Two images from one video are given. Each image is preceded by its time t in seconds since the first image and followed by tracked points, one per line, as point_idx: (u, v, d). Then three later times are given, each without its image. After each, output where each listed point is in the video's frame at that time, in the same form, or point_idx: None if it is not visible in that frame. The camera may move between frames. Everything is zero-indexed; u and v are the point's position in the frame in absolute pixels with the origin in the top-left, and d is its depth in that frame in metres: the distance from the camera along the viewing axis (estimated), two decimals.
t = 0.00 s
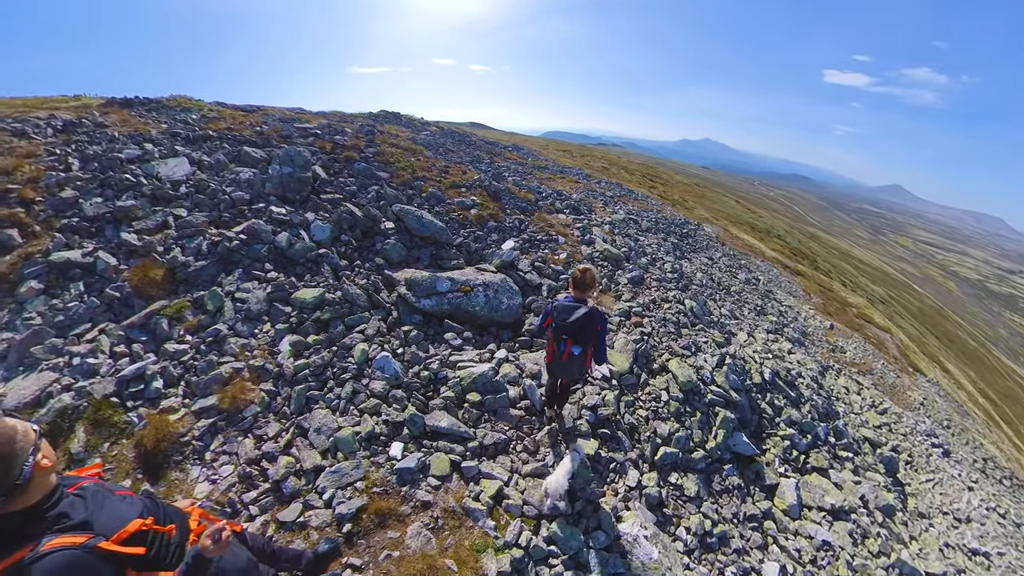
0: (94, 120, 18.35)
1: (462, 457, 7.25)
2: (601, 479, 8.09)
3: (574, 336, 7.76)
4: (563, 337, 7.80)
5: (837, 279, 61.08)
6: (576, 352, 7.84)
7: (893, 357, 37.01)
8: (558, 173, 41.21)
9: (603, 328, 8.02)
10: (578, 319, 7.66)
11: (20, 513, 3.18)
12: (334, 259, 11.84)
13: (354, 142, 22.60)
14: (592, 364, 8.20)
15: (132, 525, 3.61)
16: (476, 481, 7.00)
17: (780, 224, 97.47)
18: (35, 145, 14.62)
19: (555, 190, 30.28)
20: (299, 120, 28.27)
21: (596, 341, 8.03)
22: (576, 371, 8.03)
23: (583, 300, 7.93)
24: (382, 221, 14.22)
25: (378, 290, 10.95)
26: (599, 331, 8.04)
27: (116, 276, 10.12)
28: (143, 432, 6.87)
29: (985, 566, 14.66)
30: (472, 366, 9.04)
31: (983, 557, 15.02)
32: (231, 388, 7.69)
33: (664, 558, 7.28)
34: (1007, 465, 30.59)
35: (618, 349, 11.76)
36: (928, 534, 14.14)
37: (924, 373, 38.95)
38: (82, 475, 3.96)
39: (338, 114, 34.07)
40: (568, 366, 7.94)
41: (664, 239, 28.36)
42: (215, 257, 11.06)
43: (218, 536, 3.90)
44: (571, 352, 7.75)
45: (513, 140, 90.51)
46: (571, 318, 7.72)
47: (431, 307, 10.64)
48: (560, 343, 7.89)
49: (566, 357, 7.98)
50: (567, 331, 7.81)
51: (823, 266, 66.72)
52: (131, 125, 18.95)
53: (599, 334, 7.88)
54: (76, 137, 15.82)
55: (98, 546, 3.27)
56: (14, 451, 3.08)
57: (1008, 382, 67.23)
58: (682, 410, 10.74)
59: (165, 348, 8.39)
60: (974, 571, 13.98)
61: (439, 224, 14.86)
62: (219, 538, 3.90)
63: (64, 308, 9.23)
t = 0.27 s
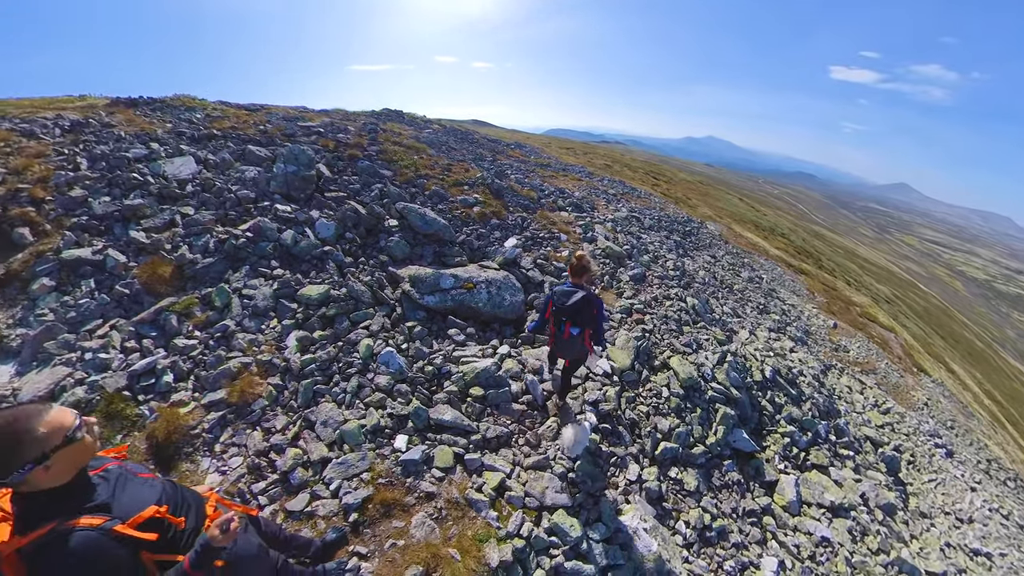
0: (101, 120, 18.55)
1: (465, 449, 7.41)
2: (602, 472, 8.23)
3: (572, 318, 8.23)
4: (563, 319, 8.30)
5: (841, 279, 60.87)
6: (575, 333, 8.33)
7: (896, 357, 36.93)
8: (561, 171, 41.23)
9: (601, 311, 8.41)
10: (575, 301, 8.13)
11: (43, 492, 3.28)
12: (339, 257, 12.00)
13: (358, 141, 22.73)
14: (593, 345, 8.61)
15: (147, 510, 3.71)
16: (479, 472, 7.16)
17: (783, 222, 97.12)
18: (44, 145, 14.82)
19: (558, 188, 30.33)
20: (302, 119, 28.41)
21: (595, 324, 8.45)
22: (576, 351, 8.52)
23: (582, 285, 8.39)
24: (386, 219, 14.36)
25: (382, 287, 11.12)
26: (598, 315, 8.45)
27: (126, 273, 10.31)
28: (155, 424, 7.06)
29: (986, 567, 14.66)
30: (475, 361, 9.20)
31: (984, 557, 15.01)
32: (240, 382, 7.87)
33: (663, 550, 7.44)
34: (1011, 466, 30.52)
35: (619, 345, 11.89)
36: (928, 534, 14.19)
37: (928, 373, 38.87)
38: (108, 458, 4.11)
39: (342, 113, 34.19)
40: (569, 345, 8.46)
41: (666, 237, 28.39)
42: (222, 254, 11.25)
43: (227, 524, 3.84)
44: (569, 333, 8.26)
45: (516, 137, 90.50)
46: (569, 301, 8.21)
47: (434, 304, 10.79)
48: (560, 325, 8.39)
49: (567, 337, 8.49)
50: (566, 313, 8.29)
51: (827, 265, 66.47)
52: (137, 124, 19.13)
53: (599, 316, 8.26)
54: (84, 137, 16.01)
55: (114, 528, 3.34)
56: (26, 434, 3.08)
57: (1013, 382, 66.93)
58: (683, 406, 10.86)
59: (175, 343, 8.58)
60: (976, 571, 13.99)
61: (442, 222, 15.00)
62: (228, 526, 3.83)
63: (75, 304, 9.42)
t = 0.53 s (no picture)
0: (116, 122, 19.06)
1: (474, 435, 7.91)
2: (602, 459, 8.70)
3: (563, 298, 8.87)
4: (554, 299, 8.95)
5: (843, 280, 61.04)
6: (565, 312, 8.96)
7: (896, 358, 37.19)
8: (564, 172, 41.65)
9: (590, 294, 9.06)
10: (567, 284, 8.77)
11: (123, 444, 3.76)
12: (350, 254, 12.49)
13: (365, 142, 23.20)
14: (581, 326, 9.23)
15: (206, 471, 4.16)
16: (488, 456, 7.66)
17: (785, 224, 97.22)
18: (64, 146, 15.33)
19: (561, 189, 30.76)
20: (310, 120, 28.89)
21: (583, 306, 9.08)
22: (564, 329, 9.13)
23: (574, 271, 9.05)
24: (395, 219, 14.83)
25: (393, 283, 11.60)
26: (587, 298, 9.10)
27: (149, 269, 10.81)
28: (185, 407, 7.57)
29: (984, 565, 14.69)
30: (483, 353, 9.68)
31: (981, 556, 15.10)
32: (262, 370, 8.36)
33: (659, 531, 7.89)
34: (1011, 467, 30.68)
35: (620, 341, 12.35)
36: (922, 529, 14.46)
37: (929, 375, 39.08)
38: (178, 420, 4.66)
39: (348, 115, 34.66)
40: (558, 324, 9.07)
41: (668, 238, 28.79)
42: (240, 251, 11.74)
43: (269, 495, 4.23)
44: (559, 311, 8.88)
45: (519, 138, 91.06)
46: (561, 283, 8.87)
47: (443, 300, 11.27)
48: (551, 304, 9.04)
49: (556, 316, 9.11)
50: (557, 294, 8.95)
51: (829, 266, 66.61)
52: (151, 126, 19.64)
53: (587, 298, 8.93)
54: (102, 138, 16.52)
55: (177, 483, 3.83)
56: (116, 399, 3.49)
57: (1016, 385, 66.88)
58: (681, 400, 11.32)
59: (198, 334, 9.06)
60: (972, 568, 14.10)
61: (449, 222, 15.47)
62: (270, 497, 4.24)
63: (102, 297, 9.90)
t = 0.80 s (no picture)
0: (131, 122, 19.58)
1: (481, 419, 8.40)
2: (602, 445, 9.12)
3: (558, 272, 9.97)
4: (551, 274, 10.10)
5: (846, 282, 61.13)
6: (559, 285, 10.00)
7: (897, 360, 37.35)
8: (567, 174, 42.06)
9: (584, 274, 10.03)
10: (562, 260, 9.90)
11: (185, 399, 4.38)
12: (361, 251, 12.96)
13: (371, 143, 23.69)
14: (574, 303, 10.18)
15: (248, 434, 4.72)
16: (493, 440, 8.13)
17: (788, 226, 97.19)
18: (83, 145, 15.85)
19: (563, 190, 31.17)
20: (317, 122, 29.42)
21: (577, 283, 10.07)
22: (557, 302, 10.14)
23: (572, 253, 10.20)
24: (403, 217, 15.30)
25: (403, 278, 12.07)
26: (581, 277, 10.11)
27: (168, 262, 11.28)
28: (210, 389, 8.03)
29: (980, 562, 14.54)
30: (489, 345, 10.14)
31: (979, 553, 14.97)
32: (280, 358, 8.80)
33: (656, 513, 8.28)
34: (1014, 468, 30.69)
35: (620, 336, 12.77)
36: (919, 526, 14.38)
37: (930, 377, 39.21)
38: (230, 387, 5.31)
39: (354, 116, 35.20)
40: (553, 296, 10.12)
41: (669, 238, 29.18)
42: (255, 247, 12.20)
43: (300, 463, 4.70)
44: (554, 283, 9.97)
45: (522, 141, 91.67)
46: (557, 261, 10.04)
47: (450, 294, 11.73)
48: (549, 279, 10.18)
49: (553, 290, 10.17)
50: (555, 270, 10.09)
51: (832, 269, 66.65)
52: (165, 127, 20.16)
53: (581, 275, 9.94)
54: (119, 138, 17.04)
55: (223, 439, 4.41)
56: (188, 358, 4.13)
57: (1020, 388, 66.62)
58: (679, 392, 11.72)
59: (218, 323, 9.51)
60: (970, 565, 13.93)
61: (454, 220, 15.93)
62: (301, 465, 4.70)
63: (125, 289, 10.37)
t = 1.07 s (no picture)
0: (143, 122, 19.97)
1: (484, 408, 8.69)
2: (603, 435, 9.36)
3: (558, 259, 10.34)
4: (552, 261, 10.44)
5: (851, 284, 60.87)
6: (558, 271, 10.34)
7: (902, 362, 37.25)
8: (570, 174, 42.23)
9: (583, 263, 10.42)
10: (563, 249, 10.29)
11: (213, 368, 4.95)
12: (367, 247, 13.25)
13: (377, 143, 24.01)
14: (570, 290, 10.55)
15: (266, 405, 5.24)
16: (496, 427, 8.41)
17: (793, 227, 96.84)
18: (97, 144, 16.23)
19: (566, 190, 31.39)
20: (323, 122, 29.77)
21: (575, 272, 10.44)
22: (555, 288, 10.48)
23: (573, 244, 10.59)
24: (409, 215, 15.58)
25: (409, 273, 12.35)
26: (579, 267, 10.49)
27: (181, 256, 11.59)
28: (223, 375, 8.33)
29: (982, 560, 14.58)
30: (493, 337, 10.41)
31: (981, 552, 14.95)
32: (290, 347, 9.07)
33: (655, 501, 8.48)
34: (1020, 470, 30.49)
35: (621, 331, 12.99)
36: (920, 523, 14.44)
37: (935, 378, 39.06)
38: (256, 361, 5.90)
39: (360, 117, 35.55)
40: (551, 281, 10.43)
41: (671, 238, 29.34)
42: (264, 242, 12.50)
43: (312, 436, 5.14)
44: (554, 268, 10.29)
45: (526, 142, 91.95)
46: (558, 248, 10.41)
47: (455, 288, 11.98)
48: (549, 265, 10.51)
49: (551, 276, 10.48)
50: (555, 257, 10.44)
51: (837, 270, 66.40)
52: (175, 126, 20.53)
53: (579, 264, 10.34)
54: (132, 137, 17.43)
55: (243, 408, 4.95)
56: (219, 331, 4.67)
57: None
58: (679, 386, 11.94)
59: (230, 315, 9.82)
60: (970, 563, 13.99)
61: (459, 218, 16.19)
62: (313, 438, 5.14)
63: (139, 281, 10.69)
